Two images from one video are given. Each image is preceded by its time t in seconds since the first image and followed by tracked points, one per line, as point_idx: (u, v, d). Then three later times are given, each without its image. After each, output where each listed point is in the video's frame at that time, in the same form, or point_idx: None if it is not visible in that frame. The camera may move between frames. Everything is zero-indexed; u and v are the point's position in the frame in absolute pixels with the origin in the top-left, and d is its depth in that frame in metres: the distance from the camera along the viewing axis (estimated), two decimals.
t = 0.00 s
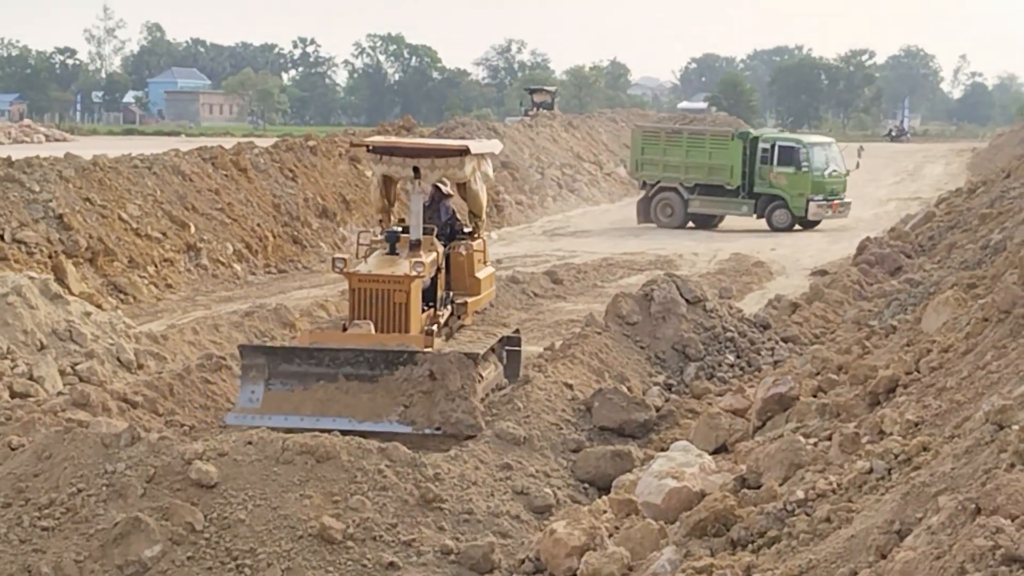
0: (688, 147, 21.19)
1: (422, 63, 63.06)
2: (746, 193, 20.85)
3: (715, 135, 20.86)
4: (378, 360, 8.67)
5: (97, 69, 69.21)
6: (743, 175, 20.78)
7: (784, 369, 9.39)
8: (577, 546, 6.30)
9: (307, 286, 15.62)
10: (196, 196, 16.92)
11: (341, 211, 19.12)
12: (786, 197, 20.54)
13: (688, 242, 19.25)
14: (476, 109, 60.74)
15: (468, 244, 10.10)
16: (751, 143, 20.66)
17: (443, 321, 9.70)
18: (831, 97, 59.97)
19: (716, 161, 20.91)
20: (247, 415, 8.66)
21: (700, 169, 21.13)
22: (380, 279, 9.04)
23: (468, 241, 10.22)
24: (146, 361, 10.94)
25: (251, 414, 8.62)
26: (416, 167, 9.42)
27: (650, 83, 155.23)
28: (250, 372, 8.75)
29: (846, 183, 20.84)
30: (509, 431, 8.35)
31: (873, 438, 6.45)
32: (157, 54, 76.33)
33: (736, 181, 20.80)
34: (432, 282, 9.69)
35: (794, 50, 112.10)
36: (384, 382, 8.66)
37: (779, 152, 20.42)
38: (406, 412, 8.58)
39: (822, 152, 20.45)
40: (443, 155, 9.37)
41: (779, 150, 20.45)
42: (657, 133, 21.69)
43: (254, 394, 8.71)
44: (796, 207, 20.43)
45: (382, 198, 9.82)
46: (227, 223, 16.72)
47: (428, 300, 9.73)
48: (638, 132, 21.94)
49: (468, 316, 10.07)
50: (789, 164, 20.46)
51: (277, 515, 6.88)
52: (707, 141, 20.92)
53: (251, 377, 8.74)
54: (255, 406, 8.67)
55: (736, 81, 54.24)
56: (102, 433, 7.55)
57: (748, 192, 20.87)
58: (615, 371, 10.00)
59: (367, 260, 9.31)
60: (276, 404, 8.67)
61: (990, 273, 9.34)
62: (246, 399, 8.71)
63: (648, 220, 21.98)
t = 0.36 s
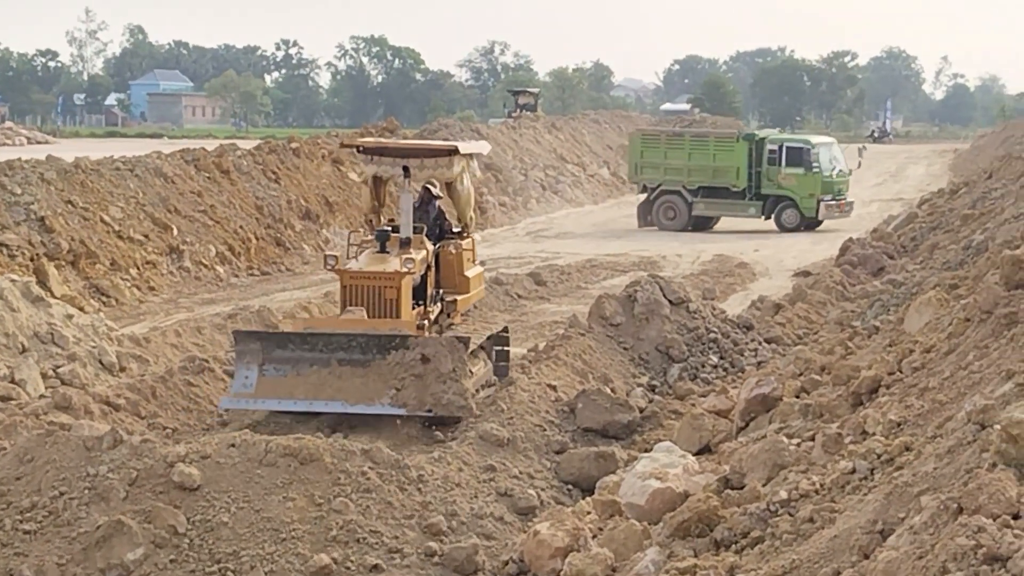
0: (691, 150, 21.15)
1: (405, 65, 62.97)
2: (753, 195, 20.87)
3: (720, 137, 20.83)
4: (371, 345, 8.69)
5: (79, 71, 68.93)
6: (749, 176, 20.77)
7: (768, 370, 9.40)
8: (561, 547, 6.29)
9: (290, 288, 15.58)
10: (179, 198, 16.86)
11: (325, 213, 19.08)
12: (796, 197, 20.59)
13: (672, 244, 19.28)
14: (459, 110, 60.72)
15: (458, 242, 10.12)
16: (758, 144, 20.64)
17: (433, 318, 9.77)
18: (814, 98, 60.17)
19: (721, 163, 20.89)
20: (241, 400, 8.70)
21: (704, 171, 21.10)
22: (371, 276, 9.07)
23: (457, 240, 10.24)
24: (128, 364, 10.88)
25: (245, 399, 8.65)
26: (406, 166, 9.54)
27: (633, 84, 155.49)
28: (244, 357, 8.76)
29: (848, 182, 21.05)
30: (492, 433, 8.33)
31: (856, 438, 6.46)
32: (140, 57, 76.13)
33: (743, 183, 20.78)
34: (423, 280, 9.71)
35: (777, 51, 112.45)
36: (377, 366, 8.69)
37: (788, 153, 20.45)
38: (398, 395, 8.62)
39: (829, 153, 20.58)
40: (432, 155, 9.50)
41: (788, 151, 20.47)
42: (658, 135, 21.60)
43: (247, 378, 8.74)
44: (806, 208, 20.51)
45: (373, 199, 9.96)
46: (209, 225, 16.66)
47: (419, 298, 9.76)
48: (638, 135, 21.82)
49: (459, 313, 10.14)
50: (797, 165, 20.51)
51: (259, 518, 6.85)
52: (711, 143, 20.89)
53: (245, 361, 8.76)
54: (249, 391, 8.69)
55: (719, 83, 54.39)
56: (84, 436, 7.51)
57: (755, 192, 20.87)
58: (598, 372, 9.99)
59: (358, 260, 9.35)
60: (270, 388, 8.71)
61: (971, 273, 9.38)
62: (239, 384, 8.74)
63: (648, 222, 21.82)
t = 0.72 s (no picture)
0: (685, 152, 21.11)
1: (379, 66, 62.83)
2: (750, 197, 20.95)
3: (715, 139, 20.82)
4: (353, 338, 8.79)
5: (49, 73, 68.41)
6: (746, 178, 20.81)
7: (740, 371, 9.42)
8: (535, 548, 6.28)
9: (263, 291, 15.49)
10: (150, 200, 16.74)
11: (297, 215, 18.99)
12: (795, 198, 20.66)
13: (645, 245, 19.31)
14: (432, 112, 60.63)
15: (437, 240, 9.99)
16: (756, 146, 20.69)
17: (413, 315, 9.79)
18: (786, 100, 60.44)
19: (716, 165, 20.90)
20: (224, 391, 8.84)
21: (698, 174, 21.10)
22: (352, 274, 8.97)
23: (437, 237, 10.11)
24: (100, 367, 10.79)
25: (228, 391, 8.80)
26: (385, 167, 9.50)
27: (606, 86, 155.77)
28: (227, 349, 8.89)
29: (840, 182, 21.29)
30: (465, 435, 8.30)
31: (828, 439, 6.47)
32: (111, 58, 75.61)
33: (740, 185, 20.82)
34: (402, 278, 9.72)
35: (749, 53, 112.88)
36: (358, 358, 8.81)
37: (786, 154, 20.57)
38: (380, 386, 8.77)
39: (824, 153, 20.76)
40: (412, 155, 9.49)
41: (785, 152, 20.59)
42: (650, 137, 21.49)
43: (231, 370, 8.89)
44: (806, 209, 20.59)
45: (353, 198, 9.94)
46: (181, 227, 16.55)
47: (398, 295, 9.78)
48: (628, 136, 21.66)
49: (438, 311, 10.04)
50: (796, 166, 20.63)
51: (231, 520, 6.81)
52: (706, 146, 20.88)
53: (228, 353, 8.89)
54: (232, 382, 8.84)
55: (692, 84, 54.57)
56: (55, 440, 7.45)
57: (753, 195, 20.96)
58: (571, 373, 9.98)
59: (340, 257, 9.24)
60: (253, 380, 8.85)
61: (942, 274, 9.43)
62: (223, 376, 8.87)
63: (639, 224, 21.68)
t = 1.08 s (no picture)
0: (674, 154, 21.09)
1: (352, 67, 62.61)
2: (738, 199, 21.06)
3: (705, 141, 20.84)
4: (328, 335, 8.81)
5: (20, 74, 67.84)
6: (735, 180, 20.86)
7: (714, 372, 9.43)
8: (508, 549, 6.27)
9: (236, 291, 15.41)
10: (122, 201, 16.63)
11: (270, 215, 18.89)
12: (785, 202, 20.80)
13: (618, 246, 19.34)
14: (406, 112, 60.51)
15: (418, 239, 10.12)
16: (747, 149, 20.80)
17: (393, 313, 9.74)
18: (759, 102, 60.67)
19: (705, 167, 20.92)
20: (202, 388, 8.80)
21: (686, 176, 21.09)
22: (329, 272, 9.00)
23: (417, 235, 10.21)
24: (71, 368, 10.72)
25: (205, 388, 8.77)
26: (365, 165, 9.60)
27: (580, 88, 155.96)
28: (204, 347, 8.86)
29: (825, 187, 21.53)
30: (438, 437, 8.27)
31: (801, 438, 6.49)
32: (82, 58, 75.08)
33: (729, 187, 20.85)
34: (381, 276, 9.70)
35: (722, 55, 113.22)
36: (333, 355, 8.85)
37: (776, 158, 20.75)
38: (354, 382, 8.79)
39: (813, 158, 20.98)
40: (391, 152, 9.56)
41: (776, 156, 20.76)
42: (639, 138, 21.45)
43: (208, 368, 8.84)
44: (795, 212, 20.72)
45: (336, 197, 9.95)
46: (154, 228, 16.45)
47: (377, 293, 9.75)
48: (616, 138, 21.59)
49: (420, 308, 10.12)
50: (785, 169, 20.79)
51: (203, 522, 6.76)
52: (696, 147, 20.91)
53: (205, 351, 8.86)
54: (209, 380, 8.81)
55: (665, 86, 54.69)
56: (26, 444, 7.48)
57: (742, 197, 21.04)
58: (545, 374, 9.98)
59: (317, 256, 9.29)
60: (229, 378, 8.83)
61: (914, 274, 9.48)
62: (200, 373, 8.83)
63: (626, 224, 21.60)
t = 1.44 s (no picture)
0: (660, 153, 21.14)
1: (330, 66, 62.41)
2: (726, 197, 21.16)
3: (692, 139, 20.93)
4: (314, 329, 8.92)
5: None
6: (723, 178, 20.96)
7: (692, 371, 9.44)
8: (487, 548, 6.25)
9: (214, 291, 15.33)
10: (99, 200, 16.52)
11: (248, 215, 18.80)
12: (772, 199, 20.96)
13: (597, 245, 19.36)
14: (384, 112, 60.39)
15: (403, 234, 10.06)
16: (734, 147, 20.98)
17: (378, 307, 9.72)
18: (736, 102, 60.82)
19: (693, 166, 20.98)
20: (190, 381, 8.90)
21: (673, 175, 21.13)
22: (315, 266, 9.16)
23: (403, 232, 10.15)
24: (48, 368, 10.65)
25: (194, 381, 8.87)
26: (349, 163, 9.63)
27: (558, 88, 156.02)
28: (193, 341, 8.97)
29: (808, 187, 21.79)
30: (416, 436, 8.24)
31: (779, 437, 6.50)
32: (58, 58, 74.58)
33: (717, 185, 20.93)
34: (367, 271, 9.78)
35: (699, 55, 113.46)
36: (319, 348, 8.93)
37: (763, 155, 20.98)
38: (340, 373, 8.87)
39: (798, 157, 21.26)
40: (375, 151, 9.60)
41: (763, 154, 20.99)
42: (625, 138, 21.49)
43: (197, 361, 8.95)
44: (783, 210, 20.88)
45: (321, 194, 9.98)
46: (131, 227, 16.35)
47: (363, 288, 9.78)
48: (603, 137, 21.59)
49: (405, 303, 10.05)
50: (772, 168, 21.02)
51: (180, 522, 6.71)
52: (683, 146, 20.95)
53: (193, 345, 8.96)
54: (198, 373, 8.91)
55: (643, 86, 54.76)
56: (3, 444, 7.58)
57: (729, 195, 21.18)
58: (523, 373, 9.97)
59: (304, 252, 9.46)
60: (218, 370, 8.92)
61: (892, 274, 9.51)
62: (189, 366, 8.94)
63: (611, 223, 21.43)
